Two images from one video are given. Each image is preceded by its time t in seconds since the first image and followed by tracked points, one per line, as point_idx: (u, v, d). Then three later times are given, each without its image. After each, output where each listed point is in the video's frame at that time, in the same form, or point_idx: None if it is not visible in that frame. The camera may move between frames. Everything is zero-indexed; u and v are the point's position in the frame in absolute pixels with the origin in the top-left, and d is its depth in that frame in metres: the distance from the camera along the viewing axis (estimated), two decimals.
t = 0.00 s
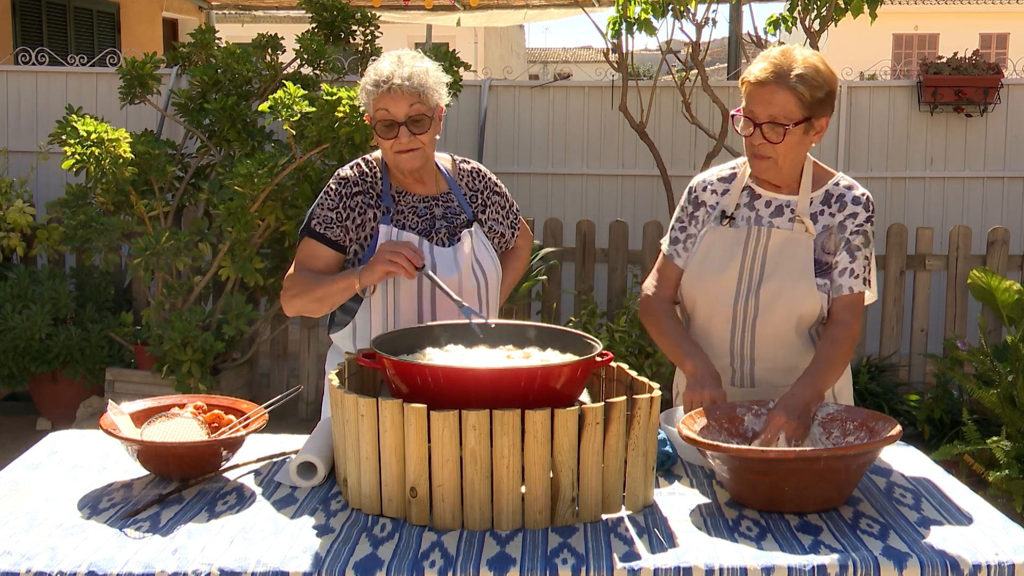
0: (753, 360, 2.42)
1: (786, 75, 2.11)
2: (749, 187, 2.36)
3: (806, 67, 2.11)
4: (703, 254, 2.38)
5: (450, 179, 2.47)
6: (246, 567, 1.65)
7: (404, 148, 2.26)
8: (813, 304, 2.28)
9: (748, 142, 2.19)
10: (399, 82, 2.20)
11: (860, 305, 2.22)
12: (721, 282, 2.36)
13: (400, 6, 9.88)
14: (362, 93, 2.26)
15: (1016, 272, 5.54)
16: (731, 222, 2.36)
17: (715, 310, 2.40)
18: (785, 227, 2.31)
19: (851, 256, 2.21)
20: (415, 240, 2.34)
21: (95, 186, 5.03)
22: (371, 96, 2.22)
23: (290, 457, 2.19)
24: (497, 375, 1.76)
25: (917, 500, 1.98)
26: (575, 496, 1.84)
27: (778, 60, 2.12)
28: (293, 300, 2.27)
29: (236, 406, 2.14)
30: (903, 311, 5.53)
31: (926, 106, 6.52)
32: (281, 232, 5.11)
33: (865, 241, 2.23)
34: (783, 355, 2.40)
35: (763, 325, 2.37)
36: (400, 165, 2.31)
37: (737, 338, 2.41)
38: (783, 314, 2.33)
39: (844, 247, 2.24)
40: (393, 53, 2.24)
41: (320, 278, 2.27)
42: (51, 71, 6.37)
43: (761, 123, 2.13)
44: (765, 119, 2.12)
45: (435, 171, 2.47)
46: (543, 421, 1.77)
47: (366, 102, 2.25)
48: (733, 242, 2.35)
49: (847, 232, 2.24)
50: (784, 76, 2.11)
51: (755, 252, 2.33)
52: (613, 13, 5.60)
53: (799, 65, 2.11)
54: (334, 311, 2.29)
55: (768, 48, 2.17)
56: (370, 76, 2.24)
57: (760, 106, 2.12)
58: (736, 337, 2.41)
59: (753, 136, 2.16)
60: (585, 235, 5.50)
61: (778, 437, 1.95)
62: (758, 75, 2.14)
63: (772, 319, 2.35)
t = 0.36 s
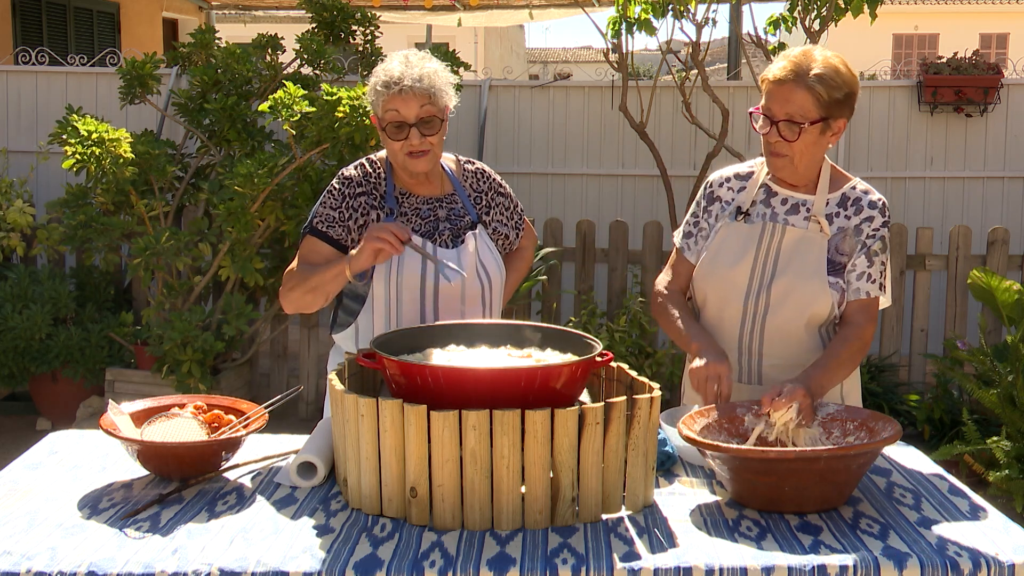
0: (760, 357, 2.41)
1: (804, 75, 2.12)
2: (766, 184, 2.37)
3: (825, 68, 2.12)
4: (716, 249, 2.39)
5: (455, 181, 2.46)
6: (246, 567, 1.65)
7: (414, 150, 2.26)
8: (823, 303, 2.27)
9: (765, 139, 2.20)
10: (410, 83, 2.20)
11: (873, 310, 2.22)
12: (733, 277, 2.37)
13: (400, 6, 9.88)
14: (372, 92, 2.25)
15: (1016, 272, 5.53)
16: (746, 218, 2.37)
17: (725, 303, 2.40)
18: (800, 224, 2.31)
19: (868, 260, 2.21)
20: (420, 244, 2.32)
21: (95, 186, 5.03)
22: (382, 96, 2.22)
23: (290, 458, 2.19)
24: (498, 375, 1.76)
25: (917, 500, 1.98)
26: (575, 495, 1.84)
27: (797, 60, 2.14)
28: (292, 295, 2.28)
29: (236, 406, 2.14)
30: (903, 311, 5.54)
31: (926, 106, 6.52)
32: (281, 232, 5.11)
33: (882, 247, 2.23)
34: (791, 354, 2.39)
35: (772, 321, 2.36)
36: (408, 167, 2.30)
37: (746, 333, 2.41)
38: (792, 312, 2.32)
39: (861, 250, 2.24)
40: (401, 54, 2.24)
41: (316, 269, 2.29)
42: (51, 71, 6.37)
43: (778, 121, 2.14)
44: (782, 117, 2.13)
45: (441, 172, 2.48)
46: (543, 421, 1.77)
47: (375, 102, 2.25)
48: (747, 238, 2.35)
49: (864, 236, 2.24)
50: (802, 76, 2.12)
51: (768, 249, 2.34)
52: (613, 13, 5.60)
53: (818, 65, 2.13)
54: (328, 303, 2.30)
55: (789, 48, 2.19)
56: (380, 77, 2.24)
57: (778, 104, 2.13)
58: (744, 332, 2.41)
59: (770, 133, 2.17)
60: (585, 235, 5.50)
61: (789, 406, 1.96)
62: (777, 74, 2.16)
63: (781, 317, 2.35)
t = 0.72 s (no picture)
0: (764, 354, 2.42)
1: (810, 70, 2.16)
2: (775, 184, 2.37)
3: (835, 67, 2.15)
4: (724, 246, 2.37)
5: (461, 183, 2.46)
6: (246, 567, 1.65)
7: (430, 152, 2.26)
8: (827, 303, 2.27)
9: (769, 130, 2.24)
10: (431, 87, 2.20)
11: (877, 311, 2.22)
12: (741, 273, 2.36)
13: (400, 6, 9.87)
14: (389, 90, 2.24)
15: (1016, 272, 5.53)
16: (755, 216, 2.36)
17: (732, 299, 2.41)
18: (808, 224, 2.31)
19: (875, 263, 2.22)
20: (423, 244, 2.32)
21: (95, 186, 5.04)
22: (402, 98, 2.20)
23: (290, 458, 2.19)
24: (497, 375, 1.76)
25: (917, 500, 1.98)
26: (575, 496, 1.84)
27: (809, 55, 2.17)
28: (296, 298, 2.31)
29: (236, 406, 2.14)
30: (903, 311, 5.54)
31: (926, 107, 6.52)
32: (281, 232, 5.11)
33: (888, 250, 2.24)
34: (795, 352, 2.39)
35: (776, 320, 2.36)
36: (422, 168, 2.30)
37: (751, 330, 2.41)
38: (797, 310, 2.32)
39: (868, 251, 2.24)
40: (419, 52, 2.24)
41: (321, 276, 2.31)
42: (51, 71, 6.37)
43: (780, 111, 2.18)
44: (785, 108, 2.17)
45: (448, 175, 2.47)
46: (543, 421, 1.77)
47: (391, 101, 2.23)
48: (756, 235, 2.34)
49: (871, 237, 2.25)
50: (809, 70, 2.16)
51: (776, 248, 2.32)
52: (613, 13, 5.60)
53: (828, 63, 2.16)
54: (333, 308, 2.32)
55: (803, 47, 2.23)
56: (399, 77, 2.22)
57: (783, 94, 2.17)
58: (750, 328, 2.41)
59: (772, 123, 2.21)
60: (585, 235, 5.50)
61: (785, 399, 1.95)
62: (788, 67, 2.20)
63: (786, 314, 2.34)
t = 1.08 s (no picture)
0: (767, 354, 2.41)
1: (812, 69, 2.17)
2: (778, 184, 2.37)
3: (835, 67, 2.16)
4: (729, 245, 2.37)
5: (464, 184, 2.46)
6: (246, 567, 1.65)
7: (444, 151, 2.26)
8: (831, 303, 2.27)
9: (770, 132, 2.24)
10: (455, 85, 2.20)
11: (878, 308, 2.21)
12: (747, 272, 2.36)
13: (400, 6, 9.87)
14: (408, 84, 2.22)
15: (1016, 272, 5.53)
16: (760, 215, 2.36)
17: (737, 298, 2.41)
18: (811, 225, 2.31)
19: (873, 260, 2.22)
20: (426, 244, 2.32)
21: (95, 186, 5.04)
22: (424, 93, 2.19)
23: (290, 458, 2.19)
24: (497, 375, 1.76)
25: (917, 500, 1.98)
26: (575, 496, 1.84)
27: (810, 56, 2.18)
28: (299, 299, 2.30)
29: (236, 406, 2.14)
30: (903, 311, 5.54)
31: (926, 107, 6.52)
32: (281, 232, 5.11)
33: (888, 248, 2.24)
34: (797, 351, 2.38)
35: (779, 320, 2.36)
36: (432, 166, 2.30)
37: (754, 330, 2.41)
38: (800, 310, 2.32)
39: (867, 250, 2.24)
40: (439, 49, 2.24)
41: (324, 278, 2.29)
42: (51, 71, 6.37)
43: (780, 111, 2.18)
44: (786, 108, 2.17)
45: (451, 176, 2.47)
46: (543, 421, 1.77)
47: (411, 95, 2.21)
48: (760, 235, 2.34)
49: (871, 236, 2.24)
50: (809, 70, 2.17)
51: (781, 248, 2.33)
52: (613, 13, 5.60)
53: (828, 63, 2.17)
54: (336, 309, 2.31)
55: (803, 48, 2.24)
56: (422, 72, 2.21)
57: (784, 94, 2.18)
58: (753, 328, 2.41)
59: (774, 123, 2.21)
60: (585, 235, 5.49)
61: (779, 402, 1.95)
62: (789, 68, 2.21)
63: (789, 314, 2.34)
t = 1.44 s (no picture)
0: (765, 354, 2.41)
1: (805, 71, 2.15)
2: (775, 184, 2.38)
3: (826, 66, 2.15)
4: (726, 245, 2.37)
5: (464, 184, 2.47)
6: (246, 567, 1.65)
7: (444, 150, 2.26)
8: (828, 303, 2.27)
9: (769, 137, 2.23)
10: (455, 84, 2.20)
11: (875, 305, 2.22)
12: (744, 272, 2.36)
13: (401, 6, 9.87)
14: (410, 83, 2.22)
15: (1016, 272, 5.53)
16: (756, 215, 2.37)
17: (735, 297, 2.41)
18: (808, 224, 2.32)
19: (869, 258, 2.23)
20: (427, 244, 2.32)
21: (95, 186, 5.04)
22: (424, 91, 2.19)
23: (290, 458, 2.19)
24: (496, 375, 1.76)
25: (917, 500, 1.98)
26: (575, 496, 1.84)
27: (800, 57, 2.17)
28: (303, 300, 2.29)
29: (236, 406, 2.14)
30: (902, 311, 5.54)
31: (926, 107, 6.52)
32: (281, 232, 5.11)
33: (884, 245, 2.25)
34: (795, 351, 2.38)
35: (777, 320, 2.36)
36: (432, 165, 2.30)
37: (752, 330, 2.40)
38: (797, 309, 2.32)
39: (864, 248, 2.25)
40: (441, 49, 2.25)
41: (331, 279, 2.28)
42: (51, 71, 6.37)
43: (780, 117, 2.16)
44: (784, 113, 2.16)
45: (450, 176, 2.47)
46: (543, 421, 1.77)
47: (411, 93, 2.22)
48: (757, 236, 2.34)
49: (867, 235, 2.26)
50: (802, 72, 2.15)
51: (778, 247, 2.33)
52: (613, 13, 5.60)
53: (819, 62, 2.16)
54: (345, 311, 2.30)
55: (790, 49, 2.22)
56: (422, 70, 2.21)
57: (779, 100, 2.16)
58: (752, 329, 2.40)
59: (773, 130, 2.19)
60: (585, 235, 5.49)
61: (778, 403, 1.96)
62: (779, 72, 2.19)
63: (787, 313, 2.34)
